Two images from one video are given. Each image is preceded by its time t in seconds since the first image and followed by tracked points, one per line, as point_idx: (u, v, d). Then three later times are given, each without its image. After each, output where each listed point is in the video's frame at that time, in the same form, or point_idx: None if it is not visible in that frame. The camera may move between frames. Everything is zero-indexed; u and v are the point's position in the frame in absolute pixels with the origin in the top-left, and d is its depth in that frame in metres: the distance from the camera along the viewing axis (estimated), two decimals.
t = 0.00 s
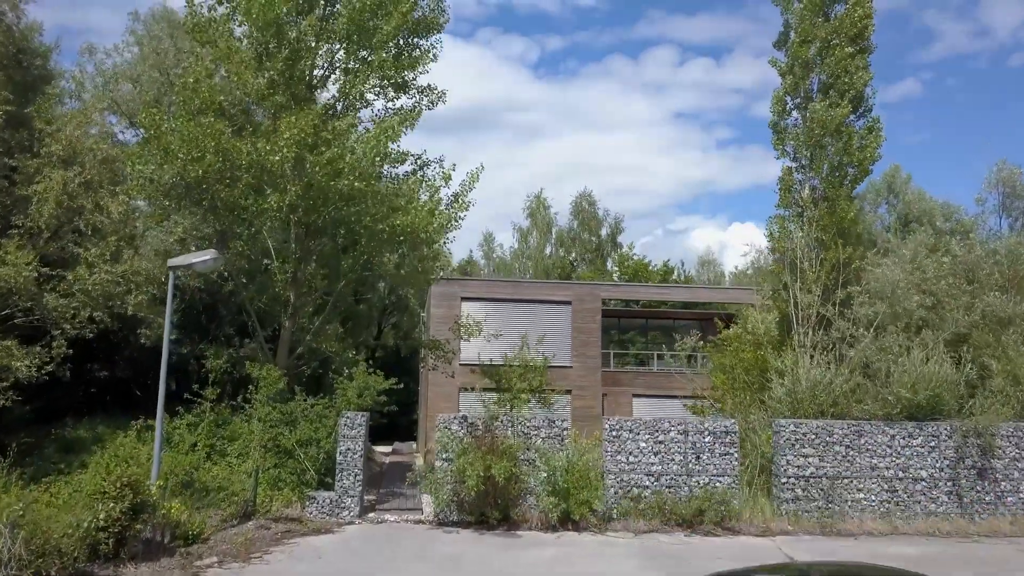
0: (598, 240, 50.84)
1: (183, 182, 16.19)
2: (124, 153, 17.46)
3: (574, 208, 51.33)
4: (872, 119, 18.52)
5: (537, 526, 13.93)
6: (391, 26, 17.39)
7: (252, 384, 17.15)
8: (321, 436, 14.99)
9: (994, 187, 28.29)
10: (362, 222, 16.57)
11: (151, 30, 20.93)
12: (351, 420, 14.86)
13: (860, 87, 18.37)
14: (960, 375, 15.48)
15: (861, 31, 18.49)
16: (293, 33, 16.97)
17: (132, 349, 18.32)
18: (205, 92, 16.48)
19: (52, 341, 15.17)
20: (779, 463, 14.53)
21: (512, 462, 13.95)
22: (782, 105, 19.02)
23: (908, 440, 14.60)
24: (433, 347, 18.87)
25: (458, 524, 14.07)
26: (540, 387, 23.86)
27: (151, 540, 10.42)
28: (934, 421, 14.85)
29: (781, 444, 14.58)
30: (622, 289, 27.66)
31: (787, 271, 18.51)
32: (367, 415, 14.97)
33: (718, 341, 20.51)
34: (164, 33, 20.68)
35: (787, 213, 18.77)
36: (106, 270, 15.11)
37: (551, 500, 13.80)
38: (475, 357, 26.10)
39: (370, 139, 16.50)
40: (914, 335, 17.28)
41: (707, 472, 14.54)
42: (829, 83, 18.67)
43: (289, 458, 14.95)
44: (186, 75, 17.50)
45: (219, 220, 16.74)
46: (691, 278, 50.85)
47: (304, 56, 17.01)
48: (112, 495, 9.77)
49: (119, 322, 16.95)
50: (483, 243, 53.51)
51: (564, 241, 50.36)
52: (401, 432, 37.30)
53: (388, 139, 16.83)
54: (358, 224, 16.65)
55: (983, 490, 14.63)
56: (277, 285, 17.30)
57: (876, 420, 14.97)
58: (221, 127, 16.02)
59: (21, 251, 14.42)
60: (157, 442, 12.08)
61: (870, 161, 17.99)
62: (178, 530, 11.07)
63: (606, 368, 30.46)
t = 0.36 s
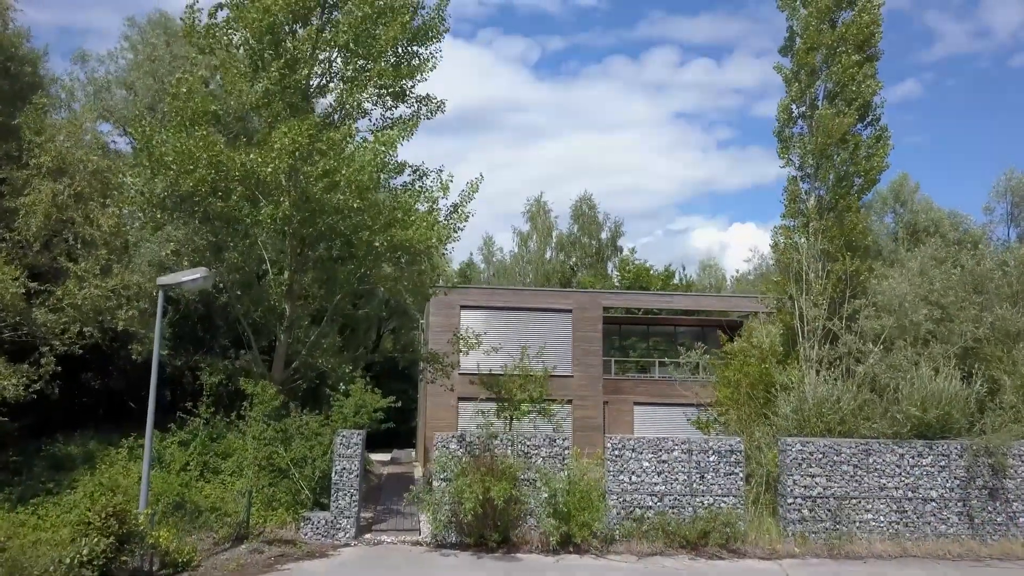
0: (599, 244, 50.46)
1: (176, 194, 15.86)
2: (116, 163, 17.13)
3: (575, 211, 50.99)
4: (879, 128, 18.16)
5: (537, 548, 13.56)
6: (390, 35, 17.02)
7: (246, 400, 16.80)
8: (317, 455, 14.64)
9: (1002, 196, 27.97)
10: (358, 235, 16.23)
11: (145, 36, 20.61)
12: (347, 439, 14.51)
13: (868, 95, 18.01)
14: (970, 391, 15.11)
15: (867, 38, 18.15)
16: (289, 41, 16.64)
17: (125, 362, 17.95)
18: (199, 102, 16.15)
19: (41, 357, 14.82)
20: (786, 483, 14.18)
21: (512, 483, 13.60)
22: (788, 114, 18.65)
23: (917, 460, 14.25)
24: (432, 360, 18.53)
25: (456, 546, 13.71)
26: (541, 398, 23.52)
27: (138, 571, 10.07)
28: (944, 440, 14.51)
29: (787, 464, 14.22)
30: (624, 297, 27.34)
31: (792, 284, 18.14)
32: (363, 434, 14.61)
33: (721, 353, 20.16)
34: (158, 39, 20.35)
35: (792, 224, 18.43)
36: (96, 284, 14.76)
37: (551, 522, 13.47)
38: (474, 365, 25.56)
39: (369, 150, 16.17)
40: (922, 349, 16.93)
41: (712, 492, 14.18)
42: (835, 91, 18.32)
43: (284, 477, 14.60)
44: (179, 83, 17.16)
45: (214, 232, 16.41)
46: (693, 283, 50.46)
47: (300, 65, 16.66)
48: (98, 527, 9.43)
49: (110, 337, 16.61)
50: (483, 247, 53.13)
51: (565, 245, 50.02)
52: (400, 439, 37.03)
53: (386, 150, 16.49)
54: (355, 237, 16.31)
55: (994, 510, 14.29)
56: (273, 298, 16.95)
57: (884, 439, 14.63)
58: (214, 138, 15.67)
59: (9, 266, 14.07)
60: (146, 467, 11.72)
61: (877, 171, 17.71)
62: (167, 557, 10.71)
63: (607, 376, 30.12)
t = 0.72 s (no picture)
0: (599, 248, 50.06)
1: (167, 208, 15.48)
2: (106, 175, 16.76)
3: (575, 215, 50.61)
4: (886, 138, 17.75)
5: (537, 574, 13.21)
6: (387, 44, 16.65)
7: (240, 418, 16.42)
8: (311, 476, 14.27)
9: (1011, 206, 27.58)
10: (354, 249, 15.86)
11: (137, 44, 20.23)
12: (342, 461, 14.21)
13: (874, 104, 17.62)
14: (982, 410, 14.73)
15: (873, 47, 17.75)
16: (283, 51, 16.26)
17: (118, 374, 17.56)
18: (190, 113, 15.76)
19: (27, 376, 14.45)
20: (792, 506, 13.79)
21: (512, 507, 13.27)
22: (792, 123, 18.26)
23: (928, 482, 13.87)
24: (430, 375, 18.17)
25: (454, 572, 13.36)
26: (541, 411, 23.18)
27: None
28: (955, 461, 14.15)
29: (794, 487, 13.82)
30: (625, 306, 27.03)
31: (797, 298, 17.78)
32: (359, 455, 14.33)
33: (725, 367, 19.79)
34: (150, 47, 19.97)
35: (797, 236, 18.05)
36: (85, 301, 14.41)
37: (551, 547, 13.10)
38: (473, 377, 25.03)
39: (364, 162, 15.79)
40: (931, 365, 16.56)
41: (717, 515, 13.81)
42: (840, 100, 17.92)
43: (277, 499, 14.24)
44: (170, 93, 16.78)
45: (207, 246, 16.03)
46: (694, 288, 50.05)
47: (294, 75, 16.28)
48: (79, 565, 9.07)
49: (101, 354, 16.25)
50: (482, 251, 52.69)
51: (565, 250, 49.65)
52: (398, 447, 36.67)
53: (382, 162, 16.13)
54: (351, 252, 15.95)
55: (1006, 534, 13.93)
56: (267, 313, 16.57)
57: (893, 460, 14.28)
58: (206, 150, 15.29)
59: None
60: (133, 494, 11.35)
61: (884, 182, 17.32)
62: None
63: (608, 385, 29.76)
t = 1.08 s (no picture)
0: (599, 253, 49.68)
1: (158, 224, 15.09)
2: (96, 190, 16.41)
3: (575, 220, 50.24)
4: (892, 148, 17.32)
5: None
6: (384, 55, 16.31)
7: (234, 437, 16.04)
8: (305, 500, 13.90)
9: (1020, 216, 27.19)
10: (349, 266, 15.50)
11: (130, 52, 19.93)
12: (336, 485, 13.76)
13: (880, 116, 17.22)
14: (994, 432, 14.34)
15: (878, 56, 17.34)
16: (275, 62, 15.88)
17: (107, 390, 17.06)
18: (179, 126, 15.38)
19: (14, 398, 14.11)
20: (800, 531, 13.36)
21: (511, 534, 12.81)
22: (794, 135, 17.90)
23: (938, 507, 13.50)
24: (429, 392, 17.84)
25: None
26: (542, 424, 22.83)
27: None
28: (967, 485, 13.75)
29: (802, 512, 13.39)
30: (626, 316, 26.80)
31: (802, 313, 17.43)
32: (354, 478, 13.87)
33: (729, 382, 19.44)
34: (142, 56, 19.65)
35: (801, 250, 17.68)
36: (73, 321, 14.06)
37: None
38: (474, 387, 24.64)
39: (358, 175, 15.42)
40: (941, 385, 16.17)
41: (721, 541, 13.43)
42: (844, 111, 17.53)
43: (271, 524, 13.87)
44: (160, 105, 16.43)
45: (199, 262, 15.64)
46: (696, 293, 49.69)
47: (287, 87, 15.91)
48: None
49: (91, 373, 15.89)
50: (482, 256, 52.32)
51: (566, 255, 49.29)
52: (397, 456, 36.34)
53: (377, 175, 15.76)
54: (347, 268, 15.59)
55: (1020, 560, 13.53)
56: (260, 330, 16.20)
57: (903, 484, 13.90)
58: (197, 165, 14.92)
59: None
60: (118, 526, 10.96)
61: (891, 195, 16.92)
62: None
63: (609, 394, 29.38)
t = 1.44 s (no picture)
0: (600, 257, 49.35)
1: (148, 239, 14.74)
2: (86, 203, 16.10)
3: (576, 224, 49.93)
4: (897, 159, 16.96)
5: None
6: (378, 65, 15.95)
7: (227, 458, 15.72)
8: (298, 523, 13.52)
9: None
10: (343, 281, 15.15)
11: (124, 62, 19.68)
12: (330, 508, 13.28)
13: (884, 127, 16.85)
14: (1005, 453, 13.95)
15: (881, 65, 17.00)
16: (267, 74, 15.54)
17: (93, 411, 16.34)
18: (169, 139, 15.04)
19: None
20: (807, 557, 12.99)
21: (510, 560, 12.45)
22: (797, 146, 17.56)
23: (949, 532, 13.09)
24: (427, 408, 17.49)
25: None
26: (541, 437, 22.47)
27: None
28: (978, 509, 13.37)
29: (808, 536, 13.04)
30: (626, 325, 26.43)
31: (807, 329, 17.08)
32: (349, 503, 13.34)
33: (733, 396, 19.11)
34: (136, 65, 19.38)
35: (805, 264, 17.34)
36: (60, 340, 13.71)
37: None
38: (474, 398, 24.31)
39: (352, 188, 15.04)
40: (950, 403, 15.80)
41: (726, 566, 13.08)
42: (847, 122, 17.18)
43: (262, 548, 13.49)
44: (151, 117, 16.12)
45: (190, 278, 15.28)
46: (699, 299, 49.34)
47: (279, 98, 15.57)
48: None
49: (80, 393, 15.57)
50: (482, 262, 52.03)
51: (567, 260, 48.97)
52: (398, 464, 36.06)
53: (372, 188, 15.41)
54: (341, 283, 15.22)
55: None
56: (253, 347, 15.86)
57: (912, 508, 13.53)
58: (187, 178, 14.57)
59: None
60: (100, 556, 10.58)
61: (896, 207, 16.54)
62: None
63: (610, 404, 29.04)
